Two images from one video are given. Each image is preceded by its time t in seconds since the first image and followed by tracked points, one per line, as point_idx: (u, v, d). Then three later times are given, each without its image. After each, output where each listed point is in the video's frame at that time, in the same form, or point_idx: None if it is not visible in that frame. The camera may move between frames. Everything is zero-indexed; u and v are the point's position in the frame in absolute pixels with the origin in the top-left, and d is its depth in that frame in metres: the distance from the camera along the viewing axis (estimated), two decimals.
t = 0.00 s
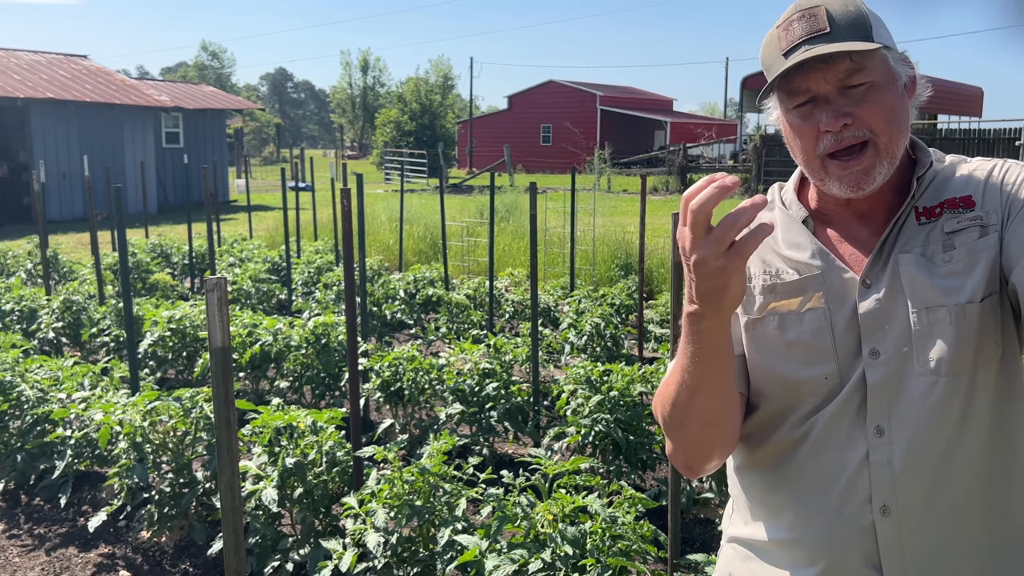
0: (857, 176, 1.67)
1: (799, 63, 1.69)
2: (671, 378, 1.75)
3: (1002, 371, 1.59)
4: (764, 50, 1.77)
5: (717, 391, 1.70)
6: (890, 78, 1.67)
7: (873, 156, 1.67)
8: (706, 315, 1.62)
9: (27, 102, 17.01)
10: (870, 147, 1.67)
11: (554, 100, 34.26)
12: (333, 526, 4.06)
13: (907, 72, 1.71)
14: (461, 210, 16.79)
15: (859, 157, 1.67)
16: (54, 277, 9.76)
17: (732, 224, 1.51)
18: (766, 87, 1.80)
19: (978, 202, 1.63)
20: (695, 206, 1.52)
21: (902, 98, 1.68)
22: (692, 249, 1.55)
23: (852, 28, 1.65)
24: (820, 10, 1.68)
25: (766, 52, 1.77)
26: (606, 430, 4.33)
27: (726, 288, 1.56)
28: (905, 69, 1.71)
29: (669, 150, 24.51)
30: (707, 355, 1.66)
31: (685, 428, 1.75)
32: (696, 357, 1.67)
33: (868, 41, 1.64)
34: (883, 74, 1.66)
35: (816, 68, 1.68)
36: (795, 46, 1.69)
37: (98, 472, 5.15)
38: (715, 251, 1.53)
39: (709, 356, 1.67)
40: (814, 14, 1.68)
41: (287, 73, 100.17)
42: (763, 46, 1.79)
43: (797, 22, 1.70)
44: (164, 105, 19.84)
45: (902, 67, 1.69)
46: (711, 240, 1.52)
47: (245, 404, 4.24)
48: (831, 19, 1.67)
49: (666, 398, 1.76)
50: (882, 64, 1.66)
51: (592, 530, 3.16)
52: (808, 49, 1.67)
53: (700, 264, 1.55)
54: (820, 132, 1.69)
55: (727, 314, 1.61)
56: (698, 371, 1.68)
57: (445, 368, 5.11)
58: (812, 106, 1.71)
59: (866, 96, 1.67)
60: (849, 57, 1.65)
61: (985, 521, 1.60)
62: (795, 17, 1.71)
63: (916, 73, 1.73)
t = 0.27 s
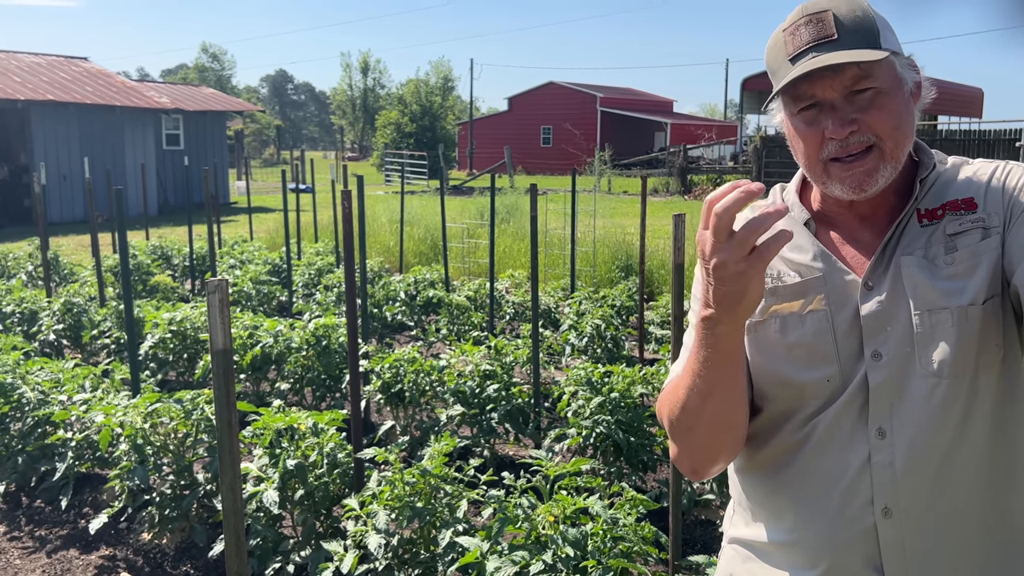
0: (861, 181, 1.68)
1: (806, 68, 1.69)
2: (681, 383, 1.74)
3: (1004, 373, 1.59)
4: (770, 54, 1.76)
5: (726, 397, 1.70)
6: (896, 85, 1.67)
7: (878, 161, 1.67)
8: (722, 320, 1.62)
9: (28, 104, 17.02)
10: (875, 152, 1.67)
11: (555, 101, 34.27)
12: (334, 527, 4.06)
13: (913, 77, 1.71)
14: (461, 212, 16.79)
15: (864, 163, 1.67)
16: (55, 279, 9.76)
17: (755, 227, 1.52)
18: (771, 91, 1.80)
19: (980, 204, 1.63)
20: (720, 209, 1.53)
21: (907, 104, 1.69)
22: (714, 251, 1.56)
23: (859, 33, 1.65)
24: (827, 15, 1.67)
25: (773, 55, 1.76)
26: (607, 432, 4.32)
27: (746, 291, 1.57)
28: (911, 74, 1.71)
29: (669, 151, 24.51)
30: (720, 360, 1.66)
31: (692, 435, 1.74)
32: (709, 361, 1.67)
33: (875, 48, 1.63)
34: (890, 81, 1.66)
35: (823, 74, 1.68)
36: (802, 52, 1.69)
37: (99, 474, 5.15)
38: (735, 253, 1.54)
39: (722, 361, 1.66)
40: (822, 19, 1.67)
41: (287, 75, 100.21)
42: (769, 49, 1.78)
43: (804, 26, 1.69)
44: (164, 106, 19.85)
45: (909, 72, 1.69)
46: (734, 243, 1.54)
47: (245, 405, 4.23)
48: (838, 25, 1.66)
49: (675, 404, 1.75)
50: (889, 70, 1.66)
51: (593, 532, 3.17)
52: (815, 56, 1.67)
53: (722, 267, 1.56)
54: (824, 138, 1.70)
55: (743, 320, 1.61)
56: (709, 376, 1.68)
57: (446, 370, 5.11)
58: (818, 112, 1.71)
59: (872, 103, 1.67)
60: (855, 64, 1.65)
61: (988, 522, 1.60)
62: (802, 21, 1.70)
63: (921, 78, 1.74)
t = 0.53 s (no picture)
0: (860, 184, 1.68)
1: (807, 71, 1.69)
2: (682, 423, 1.74)
3: (1006, 374, 1.58)
4: (770, 56, 1.77)
5: (725, 445, 1.71)
6: (896, 87, 1.67)
7: (878, 164, 1.67)
8: (720, 399, 1.60)
9: (29, 107, 17.04)
10: (875, 155, 1.67)
11: (555, 102, 34.28)
12: (335, 529, 4.07)
13: (914, 79, 1.71)
14: (461, 213, 16.79)
15: (864, 165, 1.67)
16: (56, 281, 9.76)
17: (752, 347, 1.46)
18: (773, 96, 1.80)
19: (980, 206, 1.63)
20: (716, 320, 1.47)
21: (907, 107, 1.69)
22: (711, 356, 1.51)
23: (859, 35, 1.66)
24: (827, 17, 1.68)
25: (773, 57, 1.77)
26: (608, 433, 4.33)
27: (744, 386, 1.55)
28: (911, 76, 1.72)
29: (670, 152, 24.51)
30: (719, 421, 1.66)
31: (690, 468, 1.77)
32: (708, 419, 1.67)
33: (876, 49, 1.64)
34: (890, 83, 1.67)
35: (823, 76, 1.68)
36: (802, 54, 1.69)
37: (100, 476, 5.15)
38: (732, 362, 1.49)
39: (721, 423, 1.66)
40: (822, 21, 1.68)
41: (288, 77, 100.25)
42: (769, 51, 1.79)
43: (804, 29, 1.70)
44: (164, 109, 19.86)
45: (909, 74, 1.70)
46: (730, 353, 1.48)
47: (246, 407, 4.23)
48: (839, 27, 1.67)
49: (676, 438, 1.77)
50: (889, 72, 1.66)
51: (594, 533, 3.17)
52: (815, 58, 1.67)
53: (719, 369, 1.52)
54: (825, 141, 1.70)
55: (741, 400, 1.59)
56: (709, 431, 1.69)
57: (447, 371, 5.11)
58: (818, 114, 1.71)
59: (872, 105, 1.67)
60: (856, 66, 1.66)
61: (989, 524, 1.59)
62: (802, 23, 1.71)
63: (922, 80, 1.74)
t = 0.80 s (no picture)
0: (859, 180, 1.68)
1: (802, 68, 1.70)
2: (675, 414, 1.74)
3: (1005, 375, 1.58)
4: (766, 55, 1.77)
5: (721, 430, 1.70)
6: (893, 83, 1.67)
7: (876, 160, 1.67)
8: (715, 372, 1.60)
9: (29, 109, 17.05)
10: (872, 151, 1.67)
11: (555, 104, 34.29)
12: (335, 532, 4.08)
13: (910, 77, 1.71)
14: (462, 215, 16.80)
15: (861, 161, 1.67)
16: (56, 284, 9.77)
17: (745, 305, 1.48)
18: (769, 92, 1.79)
19: (979, 207, 1.63)
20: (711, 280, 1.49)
21: (904, 103, 1.69)
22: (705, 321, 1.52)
23: (855, 31, 1.66)
24: (823, 15, 1.68)
25: (770, 55, 1.77)
26: (608, 434, 4.33)
27: (739, 353, 1.56)
28: (908, 74, 1.72)
29: (670, 153, 24.51)
30: (715, 400, 1.65)
31: (685, 459, 1.76)
32: (703, 400, 1.66)
33: (872, 45, 1.64)
34: (886, 79, 1.67)
35: (819, 72, 1.68)
36: (798, 51, 1.70)
37: (100, 479, 5.15)
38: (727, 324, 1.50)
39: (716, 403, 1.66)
40: (818, 19, 1.68)
41: (288, 79, 100.31)
42: (766, 49, 1.79)
43: (800, 26, 1.70)
44: (165, 111, 19.87)
45: (905, 72, 1.70)
46: (725, 314, 1.48)
47: (246, 409, 4.23)
48: (834, 24, 1.67)
49: (670, 430, 1.76)
50: (885, 68, 1.67)
51: (594, 536, 3.17)
52: (811, 54, 1.67)
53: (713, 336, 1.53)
54: (822, 137, 1.70)
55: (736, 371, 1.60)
56: (705, 415, 1.68)
57: (447, 373, 5.11)
58: (814, 110, 1.71)
59: (869, 100, 1.67)
60: (851, 62, 1.66)
61: (989, 526, 1.59)
62: (798, 21, 1.71)
63: (918, 78, 1.74)
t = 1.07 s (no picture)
0: (860, 180, 1.68)
1: (803, 69, 1.69)
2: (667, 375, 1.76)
3: (1004, 374, 1.58)
4: (767, 55, 1.77)
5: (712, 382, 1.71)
6: (893, 84, 1.68)
7: (876, 160, 1.67)
8: (703, 307, 1.63)
9: (28, 111, 17.06)
10: (873, 151, 1.67)
11: (554, 104, 34.29)
12: (335, 534, 4.07)
13: (910, 77, 1.71)
14: (461, 216, 16.80)
15: (863, 162, 1.68)
16: (55, 286, 9.77)
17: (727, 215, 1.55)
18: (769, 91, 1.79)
19: (979, 206, 1.63)
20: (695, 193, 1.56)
21: (904, 104, 1.69)
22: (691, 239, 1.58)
23: (856, 32, 1.66)
24: (823, 16, 1.68)
25: (770, 56, 1.77)
26: (608, 435, 4.33)
27: (725, 278, 1.59)
28: (908, 74, 1.72)
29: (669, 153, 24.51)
30: (706, 345, 1.68)
31: (678, 421, 1.76)
32: (695, 345, 1.69)
33: (872, 47, 1.64)
34: (887, 79, 1.67)
35: (820, 72, 1.68)
36: (798, 52, 1.69)
37: (100, 481, 5.16)
38: (712, 239, 1.56)
39: (707, 347, 1.68)
40: (818, 20, 1.68)
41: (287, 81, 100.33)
42: (766, 50, 1.79)
43: (801, 27, 1.70)
44: (164, 113, 19.87)
45: (905, 72, 1.70)
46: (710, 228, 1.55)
47: (246, 411, 4.23)
48: (835, 25, 1.67)
49: (662, 396, 1.78)
50: (885, 69, 1.67)
51: (594, 536, 3.17)
52: (812, 55, 1.67)
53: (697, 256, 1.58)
54: (823, 137, 1.70)
55: (725, 306, 1.63)
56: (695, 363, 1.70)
57: (447, 374, 5.11)
58: (816, 111, 1.71)
59: (870, 101, 1.67)
60: (852, 63, 1.66)
61: (987, 524, 1.59)
62: (798, 22, 1.71)
63: (918, 78, 1.74)
